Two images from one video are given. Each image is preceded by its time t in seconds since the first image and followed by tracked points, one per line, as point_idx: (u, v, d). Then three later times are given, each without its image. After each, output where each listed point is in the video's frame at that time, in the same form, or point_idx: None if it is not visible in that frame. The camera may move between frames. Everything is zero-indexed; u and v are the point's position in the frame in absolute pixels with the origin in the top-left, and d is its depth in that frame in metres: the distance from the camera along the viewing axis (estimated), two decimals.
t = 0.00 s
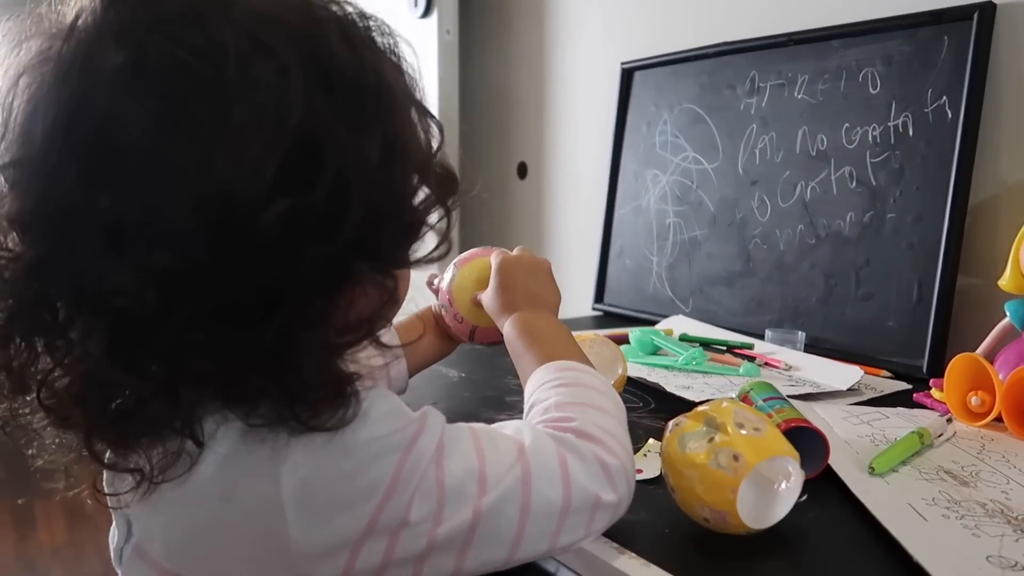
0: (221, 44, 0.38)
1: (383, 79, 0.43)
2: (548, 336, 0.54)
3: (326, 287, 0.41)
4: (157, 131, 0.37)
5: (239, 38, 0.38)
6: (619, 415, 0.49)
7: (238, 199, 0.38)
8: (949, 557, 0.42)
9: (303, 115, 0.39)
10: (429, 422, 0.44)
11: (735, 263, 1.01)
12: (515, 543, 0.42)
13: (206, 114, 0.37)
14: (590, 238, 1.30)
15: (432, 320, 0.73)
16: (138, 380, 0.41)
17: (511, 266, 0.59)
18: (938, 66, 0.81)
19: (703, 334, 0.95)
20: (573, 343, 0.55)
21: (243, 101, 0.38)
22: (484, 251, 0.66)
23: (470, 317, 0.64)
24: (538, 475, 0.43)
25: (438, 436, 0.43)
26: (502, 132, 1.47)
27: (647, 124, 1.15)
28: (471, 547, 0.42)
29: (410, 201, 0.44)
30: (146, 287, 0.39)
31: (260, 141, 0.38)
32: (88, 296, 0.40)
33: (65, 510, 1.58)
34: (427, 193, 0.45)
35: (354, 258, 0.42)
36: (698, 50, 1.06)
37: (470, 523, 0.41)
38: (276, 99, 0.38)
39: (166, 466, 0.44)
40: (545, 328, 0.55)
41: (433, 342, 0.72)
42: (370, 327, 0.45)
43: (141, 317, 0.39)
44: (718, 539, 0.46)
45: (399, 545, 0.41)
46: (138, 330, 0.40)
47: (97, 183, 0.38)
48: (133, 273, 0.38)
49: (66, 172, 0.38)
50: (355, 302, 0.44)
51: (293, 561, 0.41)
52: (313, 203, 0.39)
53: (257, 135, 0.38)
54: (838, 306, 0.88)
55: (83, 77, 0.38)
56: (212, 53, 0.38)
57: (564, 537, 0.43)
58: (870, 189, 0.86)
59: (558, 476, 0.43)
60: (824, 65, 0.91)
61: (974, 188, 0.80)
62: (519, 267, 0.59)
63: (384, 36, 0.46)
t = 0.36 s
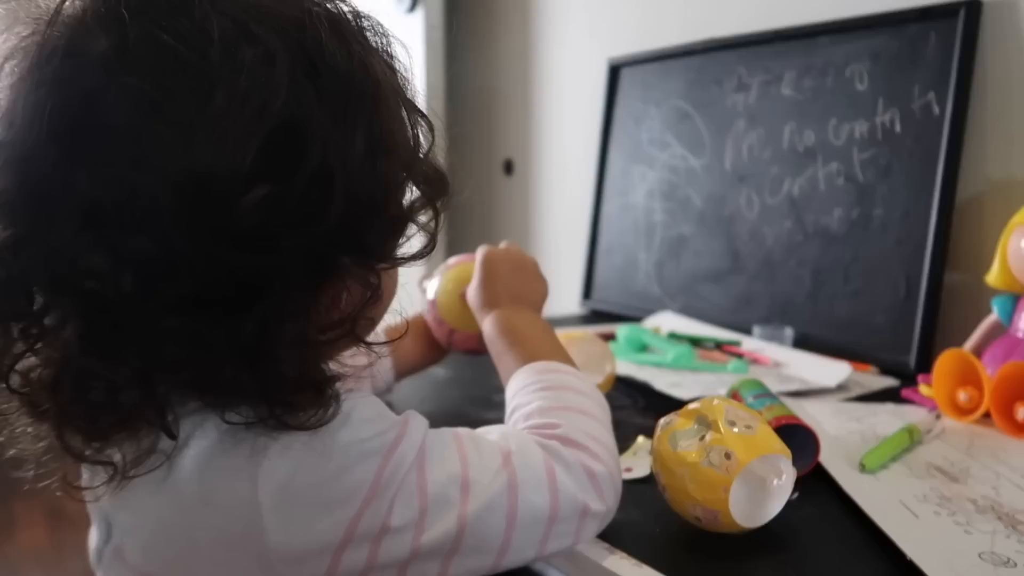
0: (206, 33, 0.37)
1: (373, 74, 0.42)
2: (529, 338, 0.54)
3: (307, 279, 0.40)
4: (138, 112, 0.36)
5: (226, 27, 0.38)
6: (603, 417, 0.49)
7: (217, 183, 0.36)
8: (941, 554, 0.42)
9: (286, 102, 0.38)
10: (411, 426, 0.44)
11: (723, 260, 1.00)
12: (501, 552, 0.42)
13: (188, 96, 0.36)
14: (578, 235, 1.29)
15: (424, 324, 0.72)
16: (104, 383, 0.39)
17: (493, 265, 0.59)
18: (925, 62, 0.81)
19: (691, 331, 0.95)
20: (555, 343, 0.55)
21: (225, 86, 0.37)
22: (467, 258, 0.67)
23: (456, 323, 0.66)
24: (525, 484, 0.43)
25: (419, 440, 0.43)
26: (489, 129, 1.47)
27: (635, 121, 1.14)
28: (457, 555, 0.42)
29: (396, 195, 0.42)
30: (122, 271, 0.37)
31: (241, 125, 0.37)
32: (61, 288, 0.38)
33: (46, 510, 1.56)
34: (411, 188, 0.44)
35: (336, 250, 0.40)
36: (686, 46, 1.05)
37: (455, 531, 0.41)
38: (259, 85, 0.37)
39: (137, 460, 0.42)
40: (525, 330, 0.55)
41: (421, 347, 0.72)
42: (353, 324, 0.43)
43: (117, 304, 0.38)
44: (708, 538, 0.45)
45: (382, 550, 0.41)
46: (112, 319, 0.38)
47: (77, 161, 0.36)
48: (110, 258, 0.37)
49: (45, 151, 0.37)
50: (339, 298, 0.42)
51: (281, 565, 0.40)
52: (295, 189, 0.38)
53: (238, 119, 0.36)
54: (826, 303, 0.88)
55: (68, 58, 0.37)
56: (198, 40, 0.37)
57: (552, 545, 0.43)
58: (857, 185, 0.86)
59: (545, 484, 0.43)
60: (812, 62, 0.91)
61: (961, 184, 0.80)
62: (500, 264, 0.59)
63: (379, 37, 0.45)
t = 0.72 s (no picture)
0: None
1: (366, 53, 0.41)
2: (521, 333, 0.53)
3: (295, 257, 0.38)
4: (123, 79, 0.35)
5: None
6: (597, 417, 0.48)
7: (202, 152, 0.35)
8: (939, 549, 0.42)
9: (275, 72, 0.36)
10: (402, 429, 0.43)
11: (710, 256, 1.00)
12: (497, 557, 0.41)
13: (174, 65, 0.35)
14: (563, 231, 1.29)
15: (417, 326, 0.72)
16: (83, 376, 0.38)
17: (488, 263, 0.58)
18: (911, 57, 0.81)
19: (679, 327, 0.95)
20: (548, 341, 0.54)
21: (211, 54, 0.35)
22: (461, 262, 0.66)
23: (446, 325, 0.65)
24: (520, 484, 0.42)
25: (411, 442, 0.42)
26: (473, 126, 1.45)
27: (620, 116, 1.14)
28: (450, 560, 0.40)
29: (388, 176, 0.41)
30: (102, 251, 0.36)
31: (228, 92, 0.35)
32: (40, 270, 0.36)
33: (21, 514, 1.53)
34: (406, 173, 0.43)
35: (324, 228, 0.39)
36: (671, 42, 1.05)
37: (450, 536, 0.40)
38: (247, 55, 0.36)
39: (120, 445, 0.42)
40: (519, 325, 0.54)
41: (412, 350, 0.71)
42: (345, 313, 0.42)
43: (98, 286, 0.36)
44: (704, 535, 0.45)
45: (374, 558, 0.40)
46: (92, 304, 0.37)
47: (60, 132, 0.35)
48: (90, 238, 0.35)
49: (28, 120, 0.35)
50: (331, 283, 0.41)
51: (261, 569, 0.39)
52: (284, 163, 0.36)
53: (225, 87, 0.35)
54: (814, 299, 0.88)
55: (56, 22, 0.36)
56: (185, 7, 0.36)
57: (548, 548, 0.42)
58: (844, 180, 0.86)
59: (542, 488, 0.42)
60: (798, 57, 0.91)
61: (947, 179, 0.80)
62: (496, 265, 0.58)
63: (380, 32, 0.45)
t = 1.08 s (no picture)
0: None
1: (381, 55, 0.40)
2: (528, 329, 0.53)
3: (285, 256, 0.37)
4: (126, 56, 0.34)
5: None
6: (605, 424, 0.47)
7: (197, 136, 0.34)
8: (942, 543, 0.41)
9: (282, 64, 0.36)
10: (389, 432, 0.42)
11: (705, 251, 1.00)
12: (489, 567, 0.40)
13: (180, 47, 0.34)
14: (557, 227, 1.28)
15: (415, 329, 0.71)
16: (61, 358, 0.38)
17: (499, 260, 0.58)
18: (907, 50, 0.80)
19: (674, 323, 0.94)
20: (556, 337, 0.54)
21: (218, 40, 0.35)
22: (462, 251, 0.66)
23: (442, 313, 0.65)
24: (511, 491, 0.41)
25: (397, 445, 0.42)
26: (466, 121, 1.45)
27: (614, 112, 1.13)
28: (440, 571, 0.40)
29: (390, 183, 0.40)
30: (86, 230, 0.35)
31: (230, 79, 0.34)
32: (22, 243, 0.36)
33: (12, 514, 1.52)
34: (410, 185, 0.42)
35: (320, 230, 0.38)
36: (665, 37, 1.04)
37: (439, 547, 0.39)
38: (256, 44, 0.35)
39: (102, 429, 0.41)
40: (526, 321, 0.54)
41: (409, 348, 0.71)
42: (332, 318, 0.41)
43: (83, 264, 0.36)
44: (706, 532, 0.44)
45: (359, 564, 0.39)
46: (76, 283, 0.36)
47: (51, 104, 0.35)
48: (74, 215, 0.35)
49: (25, 98, 0.35)
50: (318, 286, 0.40)
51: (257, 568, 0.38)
52: (281, 155, 0.36)
53: (228, 73, 0.34)
54: (810, 294, 0.88)
55: None
56: None
57: (542, 560, 0.41)
58: (840, 174, 0.86)
59: (536, 501, 0.41)
60: (793, 51, 0.91)
61: (943, 173, 0.80)
62: (506, 263, 0.58)
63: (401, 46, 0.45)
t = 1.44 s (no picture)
0: None
1: (349, 40, 0.40)
2: (523, 331, 0.54)
3: (263, 240, 0.37)
4: (98, 46, 0.34)
5: None
6: (600, 424, 0.48)
7: (166, 122, 0.34)
8: (939, 540, 0.41)
9: (248, 47, 0.36)
10: (382, 432, 0.42)
11: (704, 249, 1.00)
12: (482, 567, 0.40)
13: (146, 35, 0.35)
14: (556, 225, 1.28)
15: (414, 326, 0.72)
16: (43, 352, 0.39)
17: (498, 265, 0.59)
18: (905, 47, 0.80)
19: (673, 321, 0.94)
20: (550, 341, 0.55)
21: (182, 27, 0.35)
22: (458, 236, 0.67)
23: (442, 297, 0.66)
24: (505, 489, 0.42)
25: (392, 445, 0.42)
26: (464, 120, 1.45)
27: (613, 109, 1.13)
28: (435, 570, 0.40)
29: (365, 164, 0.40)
30: (65, 224, 0.35)
31: (197, 65, 0.35)
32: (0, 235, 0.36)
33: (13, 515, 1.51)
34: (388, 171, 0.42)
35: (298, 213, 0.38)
36: (663, 34, 1.04)
37: (433, 544, 0.39)
38: (221, 29, 0.35)
39: (91, 427, 0.42)
40: (521, 324, 0.55)
41: (410, 345, 0.71)
42: (315, 307, 0.41)
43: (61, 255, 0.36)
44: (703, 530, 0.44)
45: (353, 566, 0.39)
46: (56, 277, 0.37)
47: (26, 93, 0.35)
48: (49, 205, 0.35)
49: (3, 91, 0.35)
50: (300, 278, 0.40)
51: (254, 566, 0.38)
52: (252, 139, 0.36)
53: (194, 58, 0.35)
54: (808, 291, 0.87)
55: None
56: None
57: (537, 557, 0.42)
58: (838, 171, 0.86)
59: (530, 497, 0.41)
60: (790, 48, 0.91)
61: (941, 170, 0.80)
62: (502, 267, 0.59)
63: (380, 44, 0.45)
